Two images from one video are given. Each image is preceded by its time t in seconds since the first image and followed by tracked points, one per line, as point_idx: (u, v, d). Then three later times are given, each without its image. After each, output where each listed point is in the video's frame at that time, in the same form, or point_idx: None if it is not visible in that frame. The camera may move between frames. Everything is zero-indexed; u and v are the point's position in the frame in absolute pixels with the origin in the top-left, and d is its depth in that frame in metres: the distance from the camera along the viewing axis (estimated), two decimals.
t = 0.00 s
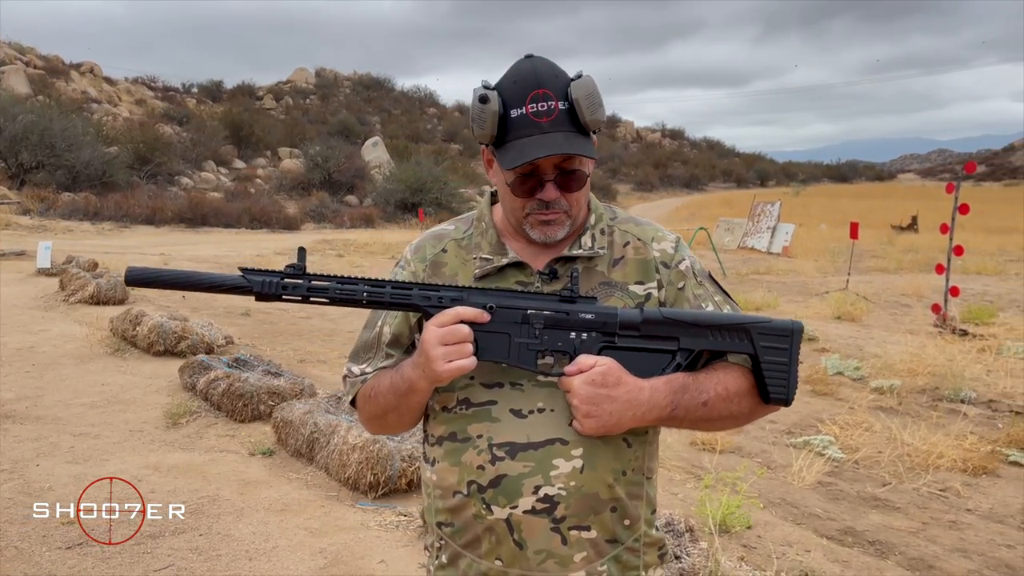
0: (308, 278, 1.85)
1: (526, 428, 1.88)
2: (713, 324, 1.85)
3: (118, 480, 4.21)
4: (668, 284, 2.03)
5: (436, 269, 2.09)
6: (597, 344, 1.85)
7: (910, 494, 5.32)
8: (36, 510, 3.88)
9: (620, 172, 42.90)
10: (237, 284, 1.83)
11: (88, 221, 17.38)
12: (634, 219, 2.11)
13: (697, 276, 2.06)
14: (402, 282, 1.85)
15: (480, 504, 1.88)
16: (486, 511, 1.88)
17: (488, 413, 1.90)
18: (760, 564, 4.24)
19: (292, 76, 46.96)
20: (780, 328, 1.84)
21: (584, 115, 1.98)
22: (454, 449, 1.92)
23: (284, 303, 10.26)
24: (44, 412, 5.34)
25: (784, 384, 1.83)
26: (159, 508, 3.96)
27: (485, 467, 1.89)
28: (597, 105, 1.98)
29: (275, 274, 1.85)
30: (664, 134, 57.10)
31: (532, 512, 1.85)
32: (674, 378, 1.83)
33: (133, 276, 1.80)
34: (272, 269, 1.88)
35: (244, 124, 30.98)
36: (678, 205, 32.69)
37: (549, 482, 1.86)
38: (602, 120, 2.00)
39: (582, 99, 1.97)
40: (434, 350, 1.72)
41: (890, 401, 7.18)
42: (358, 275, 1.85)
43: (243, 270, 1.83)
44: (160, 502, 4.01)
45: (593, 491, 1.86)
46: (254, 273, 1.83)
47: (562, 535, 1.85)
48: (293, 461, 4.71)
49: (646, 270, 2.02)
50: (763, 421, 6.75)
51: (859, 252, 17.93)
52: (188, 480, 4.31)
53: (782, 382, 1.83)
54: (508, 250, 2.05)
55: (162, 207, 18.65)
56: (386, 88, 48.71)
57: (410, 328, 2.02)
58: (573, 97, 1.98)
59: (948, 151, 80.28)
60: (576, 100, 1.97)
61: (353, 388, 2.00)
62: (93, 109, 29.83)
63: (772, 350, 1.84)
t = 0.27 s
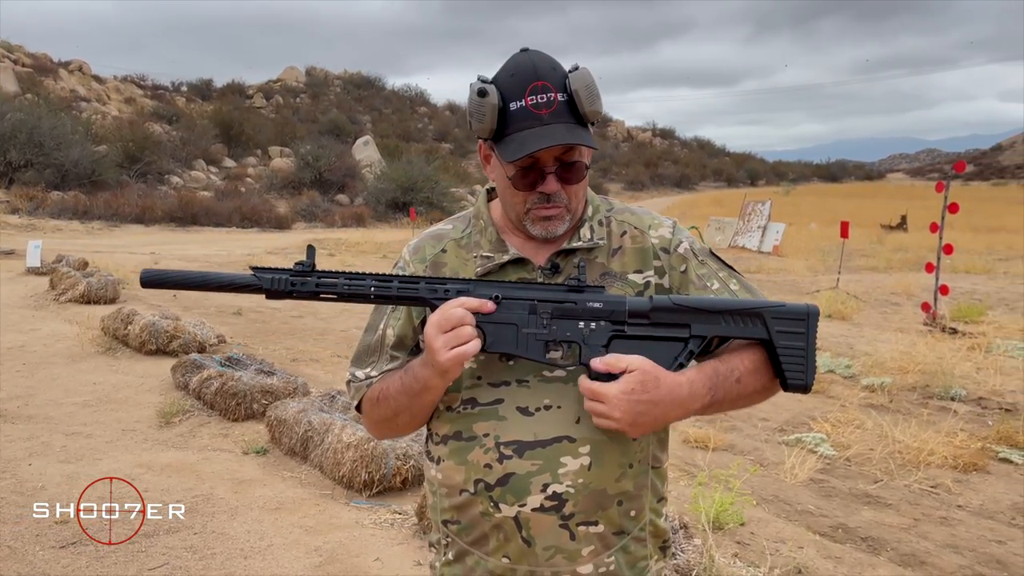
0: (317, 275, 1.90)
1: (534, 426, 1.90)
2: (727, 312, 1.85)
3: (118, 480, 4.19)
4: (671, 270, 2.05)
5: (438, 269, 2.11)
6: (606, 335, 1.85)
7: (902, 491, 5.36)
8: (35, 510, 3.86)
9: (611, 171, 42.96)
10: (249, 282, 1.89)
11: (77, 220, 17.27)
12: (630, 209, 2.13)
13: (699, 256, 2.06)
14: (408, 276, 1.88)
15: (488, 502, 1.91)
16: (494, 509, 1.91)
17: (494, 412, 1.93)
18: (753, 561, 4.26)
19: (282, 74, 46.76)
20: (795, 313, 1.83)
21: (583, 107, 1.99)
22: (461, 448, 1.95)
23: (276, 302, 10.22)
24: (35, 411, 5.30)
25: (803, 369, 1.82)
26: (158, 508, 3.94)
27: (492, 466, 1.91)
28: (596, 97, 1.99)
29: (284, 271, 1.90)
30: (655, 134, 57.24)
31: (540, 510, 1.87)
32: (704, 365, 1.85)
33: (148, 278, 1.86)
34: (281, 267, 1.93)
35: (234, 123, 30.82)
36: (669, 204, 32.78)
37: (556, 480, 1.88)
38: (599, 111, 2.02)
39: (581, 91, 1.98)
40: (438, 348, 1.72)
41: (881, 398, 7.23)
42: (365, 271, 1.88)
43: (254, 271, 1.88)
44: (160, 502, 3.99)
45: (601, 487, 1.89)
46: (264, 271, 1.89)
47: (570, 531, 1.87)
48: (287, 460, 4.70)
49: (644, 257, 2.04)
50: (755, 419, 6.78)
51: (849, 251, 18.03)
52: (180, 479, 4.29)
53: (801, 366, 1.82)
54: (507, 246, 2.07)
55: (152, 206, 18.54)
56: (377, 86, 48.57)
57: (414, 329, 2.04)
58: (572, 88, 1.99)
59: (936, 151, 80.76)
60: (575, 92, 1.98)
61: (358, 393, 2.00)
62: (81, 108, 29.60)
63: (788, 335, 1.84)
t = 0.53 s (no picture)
0: (324, 249, 1.94)
1: (538, 423, 1.92)
2: (731, 303, 1.85)
3: (119, 480, 4.17)
4: (672, 266, 2.08)
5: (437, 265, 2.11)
6: (610, 320, 1.85)
7: (894, 488, 5.39)
8: (35, 510, 3.84)
9: (604, 170, 43.02)
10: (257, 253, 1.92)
11: (68, 218, 17.18)
12: (630, 204, 2.18)
13: (702, 258, 2.11)
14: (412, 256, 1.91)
15: (492, 499, 1.92)
16: (498, 506, 1.91)
17: (498, 409, 1.94)
18: (747, 557, 4.29)
19: (274, 73, 46.60)
20: (798, 309, 1.83)
21: (574, 96, 2.00)
22: (464, 445, 1.96)
23: (269, 301, 10.18)
24: (28, 410, 5.27)
25: (808, 363, 1.79)
26: (159, 508, 3.93)
27: (497, 464, 1.92)
28: (586, 85, 2.00)
29: (292, 244, 1.94)
30: (648, 133, 57.34)
31: (546, 506, 1.89)
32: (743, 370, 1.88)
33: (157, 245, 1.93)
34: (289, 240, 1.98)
35: (226, 121, 30.70)
36: (662, 203, 32.86)
37: (562, 476, 1.89)
38: (591, 99, 2.03)
39: (571, 80, 1.99)
40: (436, 338, 1.73)
41: (872, 396, 7.27)
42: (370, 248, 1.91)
43: (262, 240, 1.93)
44: (160, 502, 3.97)
45: (605, 482, 1.90)
46: (273, 242, 1.93)
47: (576, 526, 1.89)
48: (281, 458, 4.69)
49: (647, 252, 2.07)
50: (748, 416, 6.81)
51: (840, 250, 18.13)
52: (175, 478, 4.28)
53: (806, 361, 1.79)
54: (507, 242, 2.09)
55: (143, 204, 18.45)
56: (369, 85, 48.46)
57: (414, 325, 2.04)
58: (562, 78, 1.99)
59: (926, 151, 81.10)
60: (565, 81, 1.98)
61: (357, 390, 2.01)
62: (71, 106, 29.42)
63: (792, 330, 1.82)
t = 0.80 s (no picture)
0: (326, 261, 1.90)
1: (547, 416, 1.96)
2: (746, 263, 1.84)
3: (119, 480, 4.15)
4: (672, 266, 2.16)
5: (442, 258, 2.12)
6: (620, 297, 1.89)
7: (887, 485, 5.43)
8: (35, 510, 3.83)
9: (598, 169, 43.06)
10: (257, 274, 1.89)
11: (60, 217, 17.09)
12: (632, 205, 2.25)
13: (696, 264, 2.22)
14: (413, 256, 1.90)
15: (501, 493, 1.95)
16: (507, 499, 1.95)
17: (506, 403, 1.97)
18: (741, 554, 4.32)
19: (267, 71, 46.43)
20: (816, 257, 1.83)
21: (582, 94, 2.01)
22: (472, 439, 1.98)
23: (263, 300, 10.16)
24: (22, 408, 5.25)
25: (827, 316, 1.82)
26: (158, 508, 3.91)
27: (506, 458, 1.95)
28: (594, 84, 2.01)
29: (293, 262, 1.90)
30: (641, 132, 57.41)
31: (555, 498, 1.93)
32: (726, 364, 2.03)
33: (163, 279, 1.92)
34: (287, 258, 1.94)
35: (219, 119, 30.57)
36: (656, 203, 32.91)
37: (571, 468, 1.94)
38: (598, 98, 2.04)
39: (578, 79, 2.01)
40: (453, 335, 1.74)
41: (865, 394, 7.32)
42: (372, 254, 1.89)
43: (264, 260, 1.90)
44: (160, 502, 3.96)
45: (613, 474, 1.96)
46: (274, 263, 1.89)
47: (584, 518, 1.94)
48: (276, 456, 4.68)
49: (651, 252, 2.15)
50: (741, 414, 6.84)
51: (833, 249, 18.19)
52: (170, 476, 4.28)
53: (825, 315, 1.82)
54: (514, 236, 2.12)
55: (136, 202, 18.38)
56: (362, 83, 48.34)
57: (416, 318, 2.06)
58: (569, 76, 2.01)
59: (919, 151, 81.43)
60: (573, 79, 2.00)
61: (360, 383, 2.02)
62: (63, 104, 29.26)
63: (809, 281, 1.83)
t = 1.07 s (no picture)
0: (322, 285, 1.86)
1: (553, 410, 1.98)
2: (746, 272, 1.88)
3: (119, 479, 4.13)
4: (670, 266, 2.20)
5: (444, 257, 2.13)
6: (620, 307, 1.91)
7: (880, 484, 5.46)
8: (35, 510, 3.82)
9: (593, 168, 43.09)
10: (250, 300, 1.83)
11: (53, 215, 17.02)
12: (631, 204, 2.27)
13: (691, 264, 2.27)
14: (409, 275, 1.86)
15: (507, 487, 1.96)
16: (513, 493, 1.96)
17: (513, 398, 1.98)
18: (736, 552, 4.34)
19: (262, 69, 46.34)
20: (813, 265, 1.89)
21: (571, 94, 2.01)
22: (477, 435, 1.99)
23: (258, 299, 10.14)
24: (17, 407, 5.24)
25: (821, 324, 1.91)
26: (158, 508, 3.90)
27: (512, 452, 1.96)
28: (584, 83, 2.00)
29: (288, 287, 1.86)
30: (636, 132, 57.48)
31: (561, 492, 1.95)
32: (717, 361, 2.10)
33: (155, 305, 1.84)
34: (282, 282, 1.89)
35: (213, 118, 30.48)
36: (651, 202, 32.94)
37: (576, 462, 1.96)
38: (590, 99, 2.03)
39: (569, 79, 2.00)
40: (451, 343, 1.75)
41: (860, 393, 7.35)
42: (367, 275, 1.85)
43: (254, 284, 1.84)
44: (160, 502, 3.94)
45: (617, 468, 1.99)
46: (267, 289, 1.84)
47: (588, 511, 1.96)
48: (273, 455, 4.69)
49: (651, 249, 2.17)
50: (736, 413, 6.87)
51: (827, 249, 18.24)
52: (166, 475, 4.28)
53: (818, 320, 1.91)
54: (516, 236, 2.13)
55: (129, 201, 18.32)
56: (357, 82, 48.26)
57: (421, 318, 2.07)
58: (560, 75, 2.01)
59: (912, 151, 81.74)
60: (562, 78, 2.00)
61: (365, 382, 2.02)
62: (56, 102, 29.13)
63: (805, 289, 1.90)
